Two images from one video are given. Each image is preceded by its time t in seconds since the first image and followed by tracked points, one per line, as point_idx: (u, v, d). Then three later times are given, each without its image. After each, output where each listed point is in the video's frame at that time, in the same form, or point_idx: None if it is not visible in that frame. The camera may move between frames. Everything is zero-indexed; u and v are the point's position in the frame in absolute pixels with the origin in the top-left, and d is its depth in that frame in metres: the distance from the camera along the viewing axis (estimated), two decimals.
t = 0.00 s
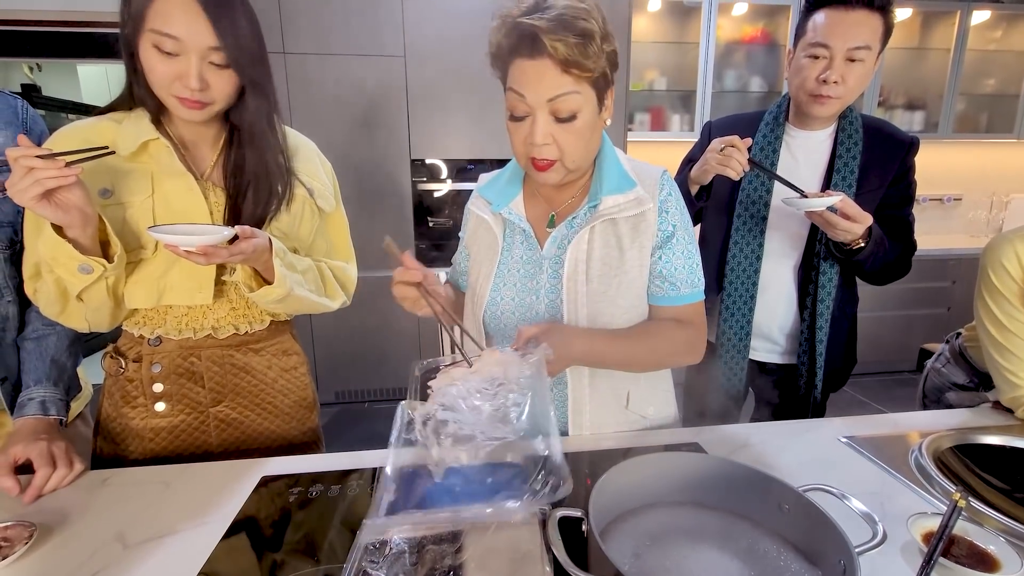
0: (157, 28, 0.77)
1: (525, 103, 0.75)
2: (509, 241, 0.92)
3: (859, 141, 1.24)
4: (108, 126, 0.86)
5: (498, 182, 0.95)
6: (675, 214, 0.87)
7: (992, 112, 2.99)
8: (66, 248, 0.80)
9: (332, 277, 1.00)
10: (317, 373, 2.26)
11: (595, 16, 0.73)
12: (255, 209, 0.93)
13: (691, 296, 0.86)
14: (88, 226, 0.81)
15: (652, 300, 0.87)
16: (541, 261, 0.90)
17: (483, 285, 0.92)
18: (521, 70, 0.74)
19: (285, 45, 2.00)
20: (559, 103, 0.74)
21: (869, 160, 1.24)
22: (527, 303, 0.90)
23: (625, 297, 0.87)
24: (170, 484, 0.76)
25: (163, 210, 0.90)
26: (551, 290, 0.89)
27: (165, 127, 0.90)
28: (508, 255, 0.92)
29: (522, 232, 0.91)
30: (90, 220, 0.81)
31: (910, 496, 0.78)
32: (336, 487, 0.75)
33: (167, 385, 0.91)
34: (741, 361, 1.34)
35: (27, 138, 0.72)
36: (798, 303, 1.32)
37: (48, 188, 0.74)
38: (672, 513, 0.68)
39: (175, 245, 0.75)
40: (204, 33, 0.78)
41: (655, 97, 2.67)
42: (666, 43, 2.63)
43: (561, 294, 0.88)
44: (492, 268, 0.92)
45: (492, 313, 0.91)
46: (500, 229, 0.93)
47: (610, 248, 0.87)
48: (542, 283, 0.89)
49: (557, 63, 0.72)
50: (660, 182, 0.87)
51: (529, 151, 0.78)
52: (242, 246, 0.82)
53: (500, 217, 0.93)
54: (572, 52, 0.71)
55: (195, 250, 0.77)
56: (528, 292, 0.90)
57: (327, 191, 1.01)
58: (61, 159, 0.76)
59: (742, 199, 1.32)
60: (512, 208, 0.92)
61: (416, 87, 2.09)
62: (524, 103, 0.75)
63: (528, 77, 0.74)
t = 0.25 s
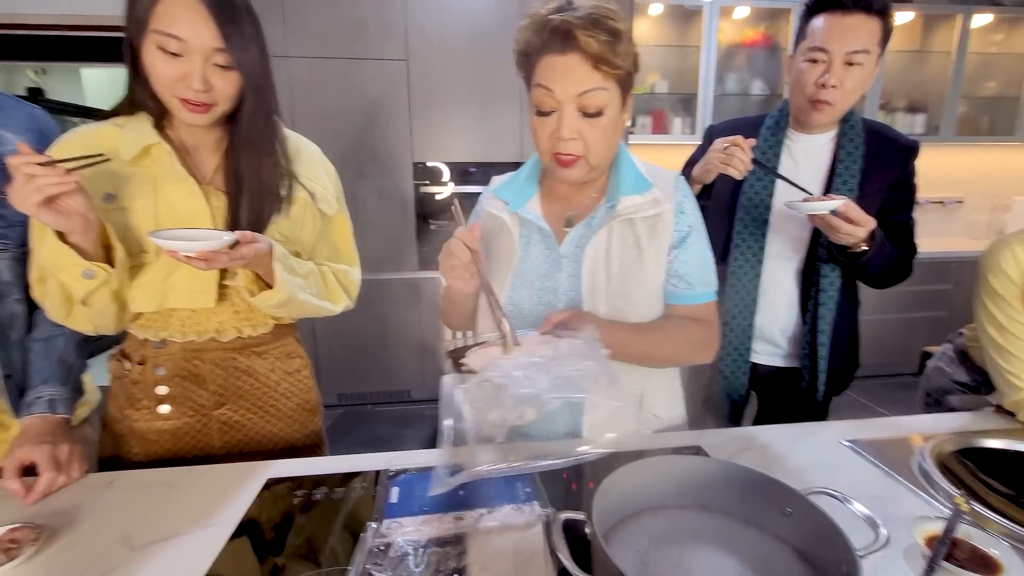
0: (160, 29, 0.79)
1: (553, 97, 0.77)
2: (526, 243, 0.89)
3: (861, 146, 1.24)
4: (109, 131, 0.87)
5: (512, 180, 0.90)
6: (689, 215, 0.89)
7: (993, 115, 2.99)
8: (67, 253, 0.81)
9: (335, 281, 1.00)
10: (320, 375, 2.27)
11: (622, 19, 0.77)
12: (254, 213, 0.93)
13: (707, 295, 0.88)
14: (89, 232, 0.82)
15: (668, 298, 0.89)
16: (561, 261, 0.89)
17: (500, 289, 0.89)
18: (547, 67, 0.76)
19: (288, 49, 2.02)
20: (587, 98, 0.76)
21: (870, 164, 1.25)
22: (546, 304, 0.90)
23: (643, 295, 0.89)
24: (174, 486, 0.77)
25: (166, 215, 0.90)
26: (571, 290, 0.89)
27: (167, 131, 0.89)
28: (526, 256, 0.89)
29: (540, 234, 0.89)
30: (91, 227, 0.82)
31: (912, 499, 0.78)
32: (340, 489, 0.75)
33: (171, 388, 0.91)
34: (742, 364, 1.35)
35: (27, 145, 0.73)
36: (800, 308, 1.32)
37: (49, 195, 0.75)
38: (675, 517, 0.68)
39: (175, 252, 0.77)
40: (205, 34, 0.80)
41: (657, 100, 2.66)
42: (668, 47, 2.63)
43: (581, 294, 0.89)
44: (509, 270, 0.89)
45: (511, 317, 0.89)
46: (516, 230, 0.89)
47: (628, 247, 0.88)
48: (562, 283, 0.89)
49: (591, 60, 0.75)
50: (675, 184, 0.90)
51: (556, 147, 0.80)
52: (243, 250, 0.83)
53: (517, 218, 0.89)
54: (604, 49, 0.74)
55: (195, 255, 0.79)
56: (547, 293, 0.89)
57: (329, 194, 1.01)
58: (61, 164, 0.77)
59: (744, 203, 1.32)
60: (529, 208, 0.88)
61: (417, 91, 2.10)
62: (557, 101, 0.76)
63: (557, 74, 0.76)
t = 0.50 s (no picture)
0: (192, 21, 0.78)
1: (597, 99, 0.68)
2: (553, 246, 0.79)
3: (859, 152, 1.26)
4: (116, 136, 0.87)
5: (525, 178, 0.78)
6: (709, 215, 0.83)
7: (993, 121, 3.00)
8: (80, 262, 0.81)
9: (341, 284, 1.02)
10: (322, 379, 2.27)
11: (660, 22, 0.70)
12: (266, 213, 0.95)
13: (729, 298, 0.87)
14: (103, 239, 0.82)
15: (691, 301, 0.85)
16: (591, 270, 0.80)
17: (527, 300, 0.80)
18: (592, 66, 0.67)
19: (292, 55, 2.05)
20: (628, 102, 0.68)
21: (869, 170, 1.26)
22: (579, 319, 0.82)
23: (672, 302, 0.83)
24: (180, 488, 0.77)
25: (175, 220, 0.92)
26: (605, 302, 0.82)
27: (176, 134, 0.92)
28: (551, 267, 0.80)
29: (568, 236, 0.79)
30: (105, 233, 0.82)
31: (913, 503, 0.79)
32: (344, 492, 0.76)
33: (177, 391, 0.92)
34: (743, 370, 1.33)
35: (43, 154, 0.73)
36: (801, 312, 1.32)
37: (65, 204, 0.75)
38: (677, 520, 0.68)
39: (198, 256, 0.77)
40: (236, 26, 0.80)
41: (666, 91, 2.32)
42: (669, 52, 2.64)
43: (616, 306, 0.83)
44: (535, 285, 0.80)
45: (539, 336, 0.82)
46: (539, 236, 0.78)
47: (658, 253, 0.80)
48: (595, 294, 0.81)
49: (636, 66, 0.67)
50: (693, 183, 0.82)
51: (592, 148, 0.71)
52: (263, 255, 0.85)
53: (544, 219, 0.78)
54: (651, 56, 0.67)
55: (217, 260, 0.79)
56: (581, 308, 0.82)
57: (334, 200, 1.04)
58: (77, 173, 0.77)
59: (746, 209, 1.26)
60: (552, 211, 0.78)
61: (419, 97, 2.12)
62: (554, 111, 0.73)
63: (603, 74, 0.67)
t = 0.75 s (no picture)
0: (203, 27, 0.82)
1: (625, 102, 0.80)
2: (571, 248, 0.91)
3: (857, 160, 1.27)
4: (122, 141, 0.88)
5: (548, 186, 0.91)
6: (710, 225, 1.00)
7: (993, 129, 3.01)
8: (90, 266, 0.82)
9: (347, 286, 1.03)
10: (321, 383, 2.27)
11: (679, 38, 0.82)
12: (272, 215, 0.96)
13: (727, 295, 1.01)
14: (111, 244, 0.83)
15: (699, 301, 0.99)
16: (610, 268, 0.92)
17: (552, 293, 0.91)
18: (623, 71, 0.79)
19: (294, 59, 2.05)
20: (654, 107, 0.81)
21: (866, 178, 1.27)
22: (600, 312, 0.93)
23: (683, 296, 0.97)
24: (180, 492, 0.77)
25: (180, 225, 0.92)
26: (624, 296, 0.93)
27: (182, 139, 0.92)
28: (573, 263, 0.92)
29: (583, 239, 0.91)
30: (114, 238, 0.83)
31: (910, 510, 0.79)
32: (344, 496, 0.76)
33: (179, 395, 0.92)
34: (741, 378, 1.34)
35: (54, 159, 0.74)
36: (799, 318, 1.32)
37: (76, 209, 0.76)
38: (674, 526, 0.68)
39: (213, 254, 0.78)
40: (245, 32, 0.84)
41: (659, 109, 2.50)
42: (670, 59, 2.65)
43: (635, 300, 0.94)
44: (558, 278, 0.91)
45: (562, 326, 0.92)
46: (560, 236, 0.91)
47: (670, 254, 0.95)
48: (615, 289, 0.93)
49: (663, 72, 0.79)
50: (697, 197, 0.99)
51: (615, 150, 0.83)
52: (274, 253, 0.86)
53: (560, 224, 0.91)
54: (677, 63, 0.79)
55: (233, 258, 0.80)
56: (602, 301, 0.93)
57: (337, 204, 1.06)
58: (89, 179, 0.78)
59: (743, 216, 1.29)
60: (572, 215, 0.91)
61: (420, 102, 2.13)
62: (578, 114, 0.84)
63: (631, 79, 0.79)
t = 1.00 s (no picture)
0: (198, 29, 0.82)
1: (624, 106, 0.81)
2: (569, 250, 0.91)
3: (849, 161, 1.27)
4: (115, 139, 0.88)
5: (543, 189, 0.91)
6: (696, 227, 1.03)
7: (987, 132, 3.03)
8: (83, 263, 0.82)
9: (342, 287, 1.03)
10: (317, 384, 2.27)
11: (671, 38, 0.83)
12: (267, 214, 0.97)
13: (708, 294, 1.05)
14: (105, 242, 0.83)
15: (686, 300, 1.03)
16: (609, 270, 0.93)
17: (553, 296, 0.91)
18: (619, 75, 0.80)
19: (290, 61, 2.05)
20: (650, 111, 0.82)
21: (859, 179, 1.27)
22: (602, 316, 0.93)
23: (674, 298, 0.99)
24: (170, 492, 0.77)
25: (175, 224, 0.92)
26: (625, 298, 0.94)
27: (177, 140, 0.92)
28: (573, 266, 0.92)
29: (580, 241, 0.92)
30: (107, 236, 0.83)
31: (900, 510, 0.79)
32: (335, 496, 0.76)
33: (172, 395, 0.92)
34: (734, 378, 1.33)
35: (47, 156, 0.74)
36: (793, 319, 1.32)
37: (69, 206, 0.76)
38: (664, 525, 0.68)
39: (210, 253, 0.79)
40: (243, 33, 0.85)
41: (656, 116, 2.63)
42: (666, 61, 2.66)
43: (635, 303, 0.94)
44: (559, 282, 0.91)
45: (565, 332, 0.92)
46: (558, 238, 0.91)
47: (665, 256, 0.96)
48: (616, 292, 0.93)
49: (659, 73, 0.81)
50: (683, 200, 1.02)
51: (611, 153, 0.83)
52: (270, 253, 0.87)
53: (558, 226, 0.91)
54: (673, 65, 0.81)
55: (230, 256, 0.81)
56: (604, 305, 0.93)
57: (332, 204, 1.06)
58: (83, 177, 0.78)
59: (738, 218, 1.32)
60: (568, 217, 0.91)
61: (417, 104, 2.13)
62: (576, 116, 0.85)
63: (629, 82, 0.80)
